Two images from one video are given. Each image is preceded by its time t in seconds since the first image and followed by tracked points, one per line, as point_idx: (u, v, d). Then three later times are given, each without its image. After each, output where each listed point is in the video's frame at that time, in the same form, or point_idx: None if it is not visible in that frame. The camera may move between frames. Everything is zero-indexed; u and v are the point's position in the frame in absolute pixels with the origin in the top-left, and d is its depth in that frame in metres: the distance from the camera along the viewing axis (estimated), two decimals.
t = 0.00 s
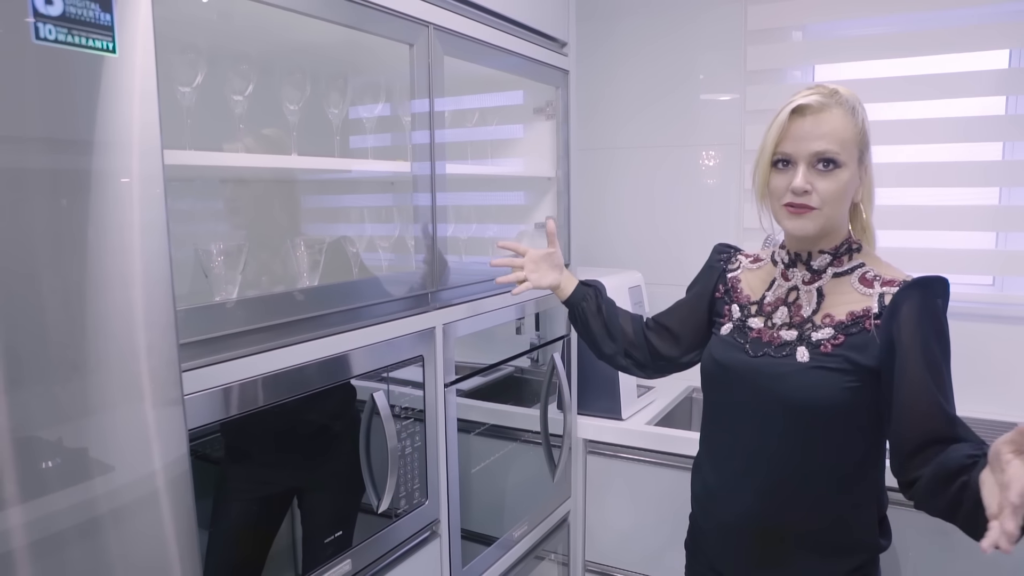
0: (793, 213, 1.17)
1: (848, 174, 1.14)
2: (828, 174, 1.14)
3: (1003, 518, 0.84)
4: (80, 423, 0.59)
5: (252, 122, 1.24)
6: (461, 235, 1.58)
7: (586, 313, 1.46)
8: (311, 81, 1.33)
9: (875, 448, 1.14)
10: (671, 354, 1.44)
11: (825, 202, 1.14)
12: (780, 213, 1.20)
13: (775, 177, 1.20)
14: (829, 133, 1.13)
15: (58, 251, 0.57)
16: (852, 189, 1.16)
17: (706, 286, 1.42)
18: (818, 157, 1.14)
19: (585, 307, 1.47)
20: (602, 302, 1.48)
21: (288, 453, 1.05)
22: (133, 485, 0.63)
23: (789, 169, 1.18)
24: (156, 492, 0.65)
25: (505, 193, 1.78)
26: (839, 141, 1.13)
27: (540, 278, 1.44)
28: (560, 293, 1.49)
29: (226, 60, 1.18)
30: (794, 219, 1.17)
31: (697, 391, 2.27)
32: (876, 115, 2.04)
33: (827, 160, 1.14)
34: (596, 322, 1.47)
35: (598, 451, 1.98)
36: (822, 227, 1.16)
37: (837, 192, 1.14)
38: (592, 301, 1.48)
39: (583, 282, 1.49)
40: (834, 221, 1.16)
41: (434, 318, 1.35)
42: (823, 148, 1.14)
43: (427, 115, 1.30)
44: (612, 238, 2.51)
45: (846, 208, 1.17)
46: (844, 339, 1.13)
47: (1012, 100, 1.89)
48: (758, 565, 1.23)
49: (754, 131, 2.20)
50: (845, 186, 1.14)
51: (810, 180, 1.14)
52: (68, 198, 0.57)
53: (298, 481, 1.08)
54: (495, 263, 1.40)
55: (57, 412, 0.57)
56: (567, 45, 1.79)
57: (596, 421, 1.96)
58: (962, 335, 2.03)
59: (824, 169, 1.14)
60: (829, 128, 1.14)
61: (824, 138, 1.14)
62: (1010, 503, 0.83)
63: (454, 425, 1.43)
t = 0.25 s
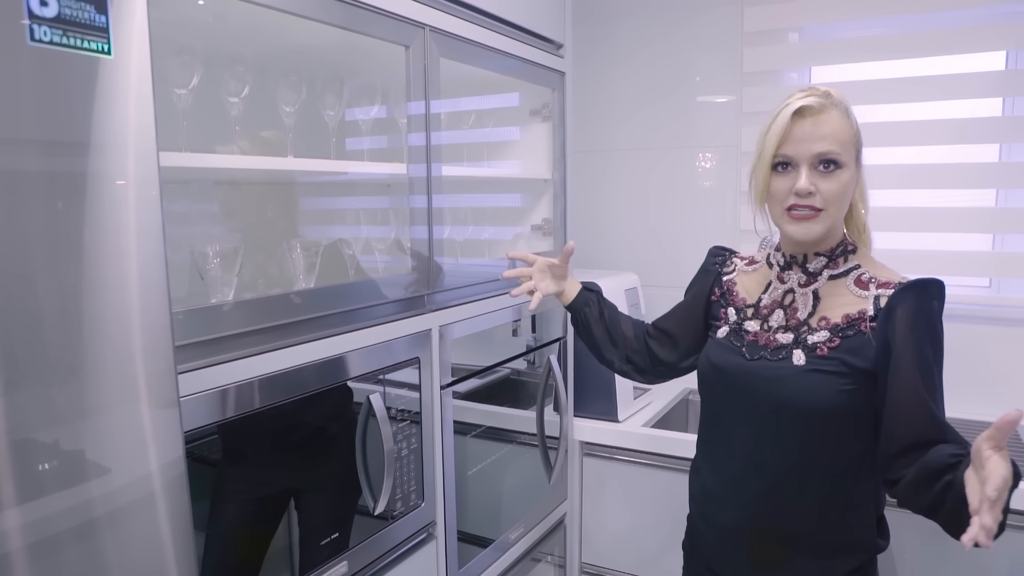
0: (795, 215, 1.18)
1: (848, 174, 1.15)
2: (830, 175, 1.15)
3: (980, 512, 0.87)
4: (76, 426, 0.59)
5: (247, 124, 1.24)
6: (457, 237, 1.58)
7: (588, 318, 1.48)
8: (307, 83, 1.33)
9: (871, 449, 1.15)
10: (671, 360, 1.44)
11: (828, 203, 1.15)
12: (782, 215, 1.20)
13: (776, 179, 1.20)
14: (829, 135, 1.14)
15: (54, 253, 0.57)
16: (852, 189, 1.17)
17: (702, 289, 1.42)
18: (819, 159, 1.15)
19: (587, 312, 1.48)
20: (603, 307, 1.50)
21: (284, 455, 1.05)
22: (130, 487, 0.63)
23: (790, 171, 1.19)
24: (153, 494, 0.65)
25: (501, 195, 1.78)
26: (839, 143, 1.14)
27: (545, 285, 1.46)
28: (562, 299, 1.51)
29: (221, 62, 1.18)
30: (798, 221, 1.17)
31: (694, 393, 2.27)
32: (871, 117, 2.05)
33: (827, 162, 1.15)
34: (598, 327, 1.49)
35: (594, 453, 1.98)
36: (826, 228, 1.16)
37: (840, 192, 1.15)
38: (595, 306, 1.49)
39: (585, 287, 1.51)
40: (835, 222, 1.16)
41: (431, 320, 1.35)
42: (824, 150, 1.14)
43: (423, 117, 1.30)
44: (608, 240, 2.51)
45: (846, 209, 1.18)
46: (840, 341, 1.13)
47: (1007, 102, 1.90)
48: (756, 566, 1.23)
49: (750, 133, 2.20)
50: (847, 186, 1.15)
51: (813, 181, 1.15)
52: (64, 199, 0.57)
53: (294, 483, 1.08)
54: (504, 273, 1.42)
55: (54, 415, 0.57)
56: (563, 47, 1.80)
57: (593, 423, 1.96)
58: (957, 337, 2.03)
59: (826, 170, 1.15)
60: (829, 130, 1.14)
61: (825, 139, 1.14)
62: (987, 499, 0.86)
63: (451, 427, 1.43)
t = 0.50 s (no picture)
0: (791, 216, 1.17)
1: (843, 174, 1.15)
2: (824, 176, 1.15)
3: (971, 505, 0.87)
4: (77, 424, 0.59)
5: (247, 122, 1.23)
6: (457, 235, 1.58)
7: (588, 325, 1.48)
8: (307, 81, 1.32)
9: (872, 447, 1.15)
10: (673, 362, 1.44)
11: (824, 204, 1.14)
12: (778, 216, 1.20)
13: (772, 180, 1.20)
14: (823, 135, 1.14)
15: (54, 252, 0.57)
16: (848, 188, 1.17)
17: (703, 289, 1.42)
18: (814, 159, 1.15)
19: (586, 319, 1.49)
20: (603, 313, 1.50)
21: (285, 453, 1.05)
22: (130, 484, 0.63)
23: (785, 172, 1.19)
24: (153, 492, 0.65)
25: (501, 193, 1.78)
26: (834, 143, 1.14)
27: (541, 291, 1.47)
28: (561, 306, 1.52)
29: (220, 60, 1.18)
30: (794, 222, 1.17)
31: (694, 392, 2.27)
32: (872, 115, 2.04)
33: (822, 162, 1.15)
34: (598, 334, 1.49)
35: (595, 452, 1.98)
36: (821, 228, 1.16)
37: (835, 192, 1.14)
38: (593, 312, 1.50)
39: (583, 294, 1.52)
40: (831, 222, 1.16)
41: (430, 318, 1.35)
42: (818, 151, 1.14)
43: (423, 115, 1.30)
44: (608, 238, 2.51)
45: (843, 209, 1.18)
46: (842, 339, 1.13)
47: (1008, 100, 1.90)
48: (757, 565, 1.23)
49: (750, 131, 2.20)
50: (842, 186, 1.15)
51: (808, 182, 1.15)
52: (64, 198, 0.57)
53: (293, 481, 1.08)
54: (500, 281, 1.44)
55: (54, 413, 0.57)
56: (562, 45, 1.79)
57: (593, 422, 1.96)
58: (958, 335, 2.03)
59: (820, 170, 1.15)
60: (824, 130, 1.14)
61: (819, 140, 1.14)
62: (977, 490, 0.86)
63: (451, 425, 1.43)
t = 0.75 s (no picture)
0: (790, 211, 1.17)
1: (842, 169, 1.15)
2: (823, 171, 1.15)
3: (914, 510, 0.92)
4: (77, 421, 0.59)
5: (247, 120, 1.23)
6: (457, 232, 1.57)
7: (590, 331, 1.47)
8: (307, 78, 1.32)
9: (874, 444, 1.14)
10: (674, 364, 1.44)
11: (822, 198, 1.14)
12: (778, 211, 1.20)
13: (771, 175, 1.20)
14: (822, 130, 1.14)
15: (54, 250, 0.57)
16: (848, 183, 1.17)
17: (703, 286, 1.42)
18: (814, 154, 1.14)
19: (587, 326, 1.48)
20: (604, 318, 1.49)
21: (286, 450, 1.05)
22: (130, 482, 0.63)
23: (785, 167, 1.19)
24: (153, 489, 0.65)
25: (501, 190, 1.78)
26: (833, 138, 1.13)
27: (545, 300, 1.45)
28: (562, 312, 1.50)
29: (220, 56, 1.18)
30: (793, 217, 1.17)
31: (694, 389, 2.27)
32: (873, 112, 2.04)
33: (821, 157, 1.14)
34: (600, 340, 1.48)
35: (595, 449, 1.98)
36: (820, 223, 1.16)
37: (834, 187, 1.14)
38: (594, 318, 1.49)
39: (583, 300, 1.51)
40: (831, 217, 1.16)
41: (430, 315, 1.36)
42: (818, 145, 1.14)
43: (423, 112, 1.30)
44: (609, 235, 2.51)
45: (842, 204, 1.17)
46: (844, 335, 1.13)
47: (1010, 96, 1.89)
48: (758, 562, 1.23)
49: (751, 128, 2.20)
50: (841, 181, 1.15)
51: (807, 176, 1.15)
52: (64, 195, 0.57)
53: (294, 479, 1.08)
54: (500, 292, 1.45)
55: (55, 410, 0.57)
56: (562, 42, 1.79)
57: (594, 419, 1.96)
58: (959, 332, 2.03)
59: (819, 165, 1.15)
60: (823, 125, 1.14)
61: (819, 135, 1.14)
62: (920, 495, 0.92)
63: (451, 422, 1.43)
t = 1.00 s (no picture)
0: (787, 207, 1.17)
1: (840, 165, 1.14)
2: (821, 167, 1.14)
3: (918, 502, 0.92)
4: (77, 420, 0.59)
5: (247, 119, 1.23)
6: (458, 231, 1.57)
7: (595, 332, 1.48)
8: (307, 77, 1.32)
9: (873, 441, 1.15)
10: (675, 365, 1.44)
11: (820, 194, 1.14)
12: (775, 207, 1.19)
13: (768, 172, 1.20)
14: (821, 126, 1.14)
15: (54, 250, 0.57)
16: (845, 180, 1.16)
17: (702, 285, 1.41)
18: (811, 150, 1.14)
19: (592, 327, 1.48)
20: (610, 319, 1.49)
21: (286, 450, 1.05)
22: (130, 481, 0.63)
23: (783, 163, 1.18)
24: (152, 489, 0.65)
25: (502, 188, 1.78)
26: (831, 134, 1.14)
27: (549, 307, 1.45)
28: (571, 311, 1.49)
29: (220, 55, 1.18)
30: (790, 212, 1.17)
31: (695, 387, 2.27)
32: (873, 109, 2.04)
33: (819, 153, 1.14)
34: (605, 340, 1.48)
35: (596, 447, 1.98)
36: (818, 219, 1.15)
37: (832, 183, 1.14)
38: (601, 319, 1.49)
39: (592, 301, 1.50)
40: (828, 213, 1.16)
41: (431, 313, 1.36)
42: (816, 141, 1.14)
43: (423, 111, 1.30)
44: (609, 233, 2.51)
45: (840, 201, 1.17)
46: (840, 334, 1.13)
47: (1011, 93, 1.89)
48: (758, 561, 1.23)
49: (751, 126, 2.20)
50: (839, 177, 1.14)
51: (804, 171, 1.14)
52: (63, 194, 0.57)
53: (295, 478, 1.08)
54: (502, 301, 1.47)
55: (54, 409, 0.57)
56: (562, 40, 1.79)
57: (594, 417, 1.96)
58: (960, 329, 2.03)
59: (817, 161, 1.15)
60: (821, 121, 1.14)
61: (816, 131, 1.14)
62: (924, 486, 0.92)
63: (452, 421, 1.43)
